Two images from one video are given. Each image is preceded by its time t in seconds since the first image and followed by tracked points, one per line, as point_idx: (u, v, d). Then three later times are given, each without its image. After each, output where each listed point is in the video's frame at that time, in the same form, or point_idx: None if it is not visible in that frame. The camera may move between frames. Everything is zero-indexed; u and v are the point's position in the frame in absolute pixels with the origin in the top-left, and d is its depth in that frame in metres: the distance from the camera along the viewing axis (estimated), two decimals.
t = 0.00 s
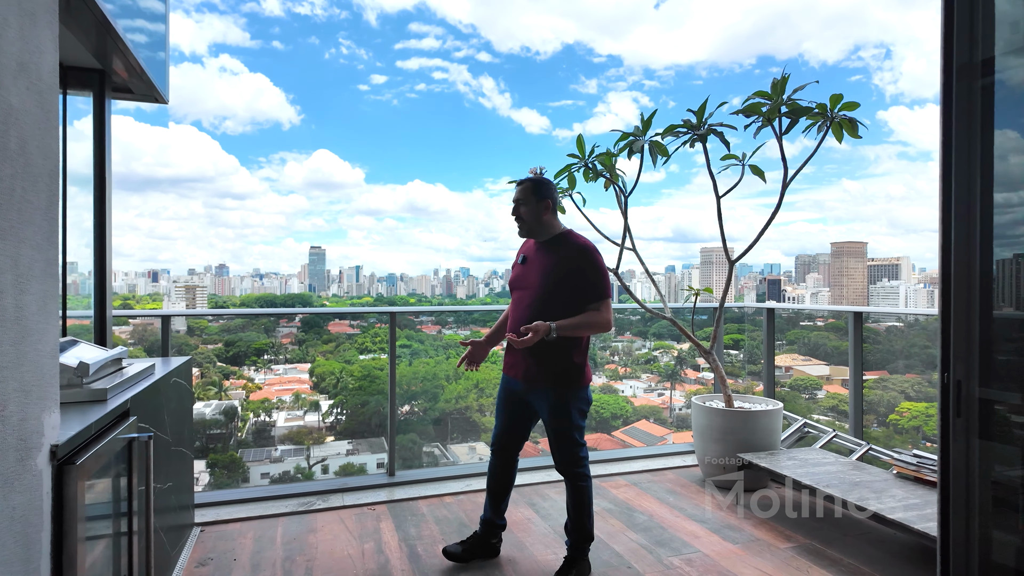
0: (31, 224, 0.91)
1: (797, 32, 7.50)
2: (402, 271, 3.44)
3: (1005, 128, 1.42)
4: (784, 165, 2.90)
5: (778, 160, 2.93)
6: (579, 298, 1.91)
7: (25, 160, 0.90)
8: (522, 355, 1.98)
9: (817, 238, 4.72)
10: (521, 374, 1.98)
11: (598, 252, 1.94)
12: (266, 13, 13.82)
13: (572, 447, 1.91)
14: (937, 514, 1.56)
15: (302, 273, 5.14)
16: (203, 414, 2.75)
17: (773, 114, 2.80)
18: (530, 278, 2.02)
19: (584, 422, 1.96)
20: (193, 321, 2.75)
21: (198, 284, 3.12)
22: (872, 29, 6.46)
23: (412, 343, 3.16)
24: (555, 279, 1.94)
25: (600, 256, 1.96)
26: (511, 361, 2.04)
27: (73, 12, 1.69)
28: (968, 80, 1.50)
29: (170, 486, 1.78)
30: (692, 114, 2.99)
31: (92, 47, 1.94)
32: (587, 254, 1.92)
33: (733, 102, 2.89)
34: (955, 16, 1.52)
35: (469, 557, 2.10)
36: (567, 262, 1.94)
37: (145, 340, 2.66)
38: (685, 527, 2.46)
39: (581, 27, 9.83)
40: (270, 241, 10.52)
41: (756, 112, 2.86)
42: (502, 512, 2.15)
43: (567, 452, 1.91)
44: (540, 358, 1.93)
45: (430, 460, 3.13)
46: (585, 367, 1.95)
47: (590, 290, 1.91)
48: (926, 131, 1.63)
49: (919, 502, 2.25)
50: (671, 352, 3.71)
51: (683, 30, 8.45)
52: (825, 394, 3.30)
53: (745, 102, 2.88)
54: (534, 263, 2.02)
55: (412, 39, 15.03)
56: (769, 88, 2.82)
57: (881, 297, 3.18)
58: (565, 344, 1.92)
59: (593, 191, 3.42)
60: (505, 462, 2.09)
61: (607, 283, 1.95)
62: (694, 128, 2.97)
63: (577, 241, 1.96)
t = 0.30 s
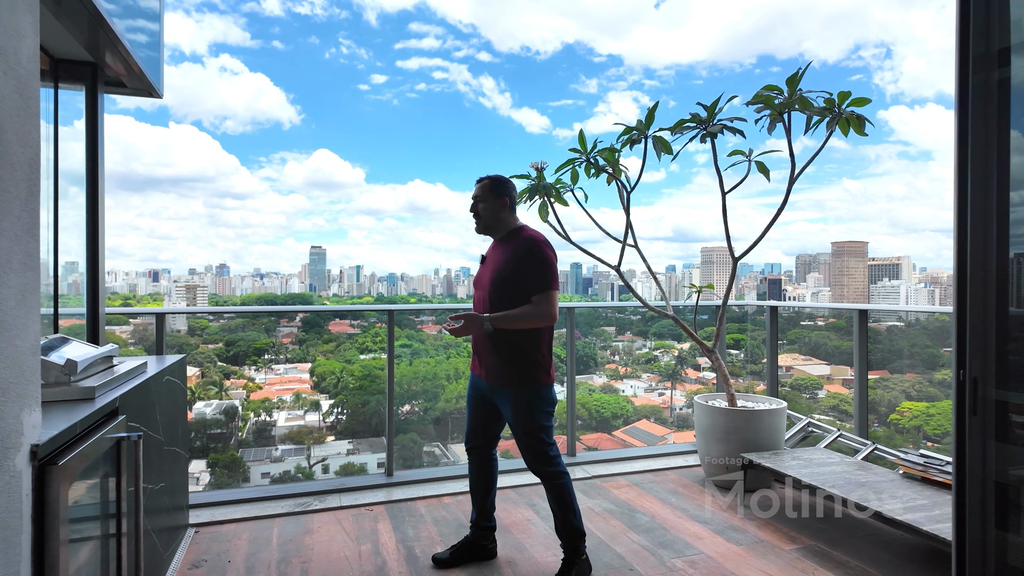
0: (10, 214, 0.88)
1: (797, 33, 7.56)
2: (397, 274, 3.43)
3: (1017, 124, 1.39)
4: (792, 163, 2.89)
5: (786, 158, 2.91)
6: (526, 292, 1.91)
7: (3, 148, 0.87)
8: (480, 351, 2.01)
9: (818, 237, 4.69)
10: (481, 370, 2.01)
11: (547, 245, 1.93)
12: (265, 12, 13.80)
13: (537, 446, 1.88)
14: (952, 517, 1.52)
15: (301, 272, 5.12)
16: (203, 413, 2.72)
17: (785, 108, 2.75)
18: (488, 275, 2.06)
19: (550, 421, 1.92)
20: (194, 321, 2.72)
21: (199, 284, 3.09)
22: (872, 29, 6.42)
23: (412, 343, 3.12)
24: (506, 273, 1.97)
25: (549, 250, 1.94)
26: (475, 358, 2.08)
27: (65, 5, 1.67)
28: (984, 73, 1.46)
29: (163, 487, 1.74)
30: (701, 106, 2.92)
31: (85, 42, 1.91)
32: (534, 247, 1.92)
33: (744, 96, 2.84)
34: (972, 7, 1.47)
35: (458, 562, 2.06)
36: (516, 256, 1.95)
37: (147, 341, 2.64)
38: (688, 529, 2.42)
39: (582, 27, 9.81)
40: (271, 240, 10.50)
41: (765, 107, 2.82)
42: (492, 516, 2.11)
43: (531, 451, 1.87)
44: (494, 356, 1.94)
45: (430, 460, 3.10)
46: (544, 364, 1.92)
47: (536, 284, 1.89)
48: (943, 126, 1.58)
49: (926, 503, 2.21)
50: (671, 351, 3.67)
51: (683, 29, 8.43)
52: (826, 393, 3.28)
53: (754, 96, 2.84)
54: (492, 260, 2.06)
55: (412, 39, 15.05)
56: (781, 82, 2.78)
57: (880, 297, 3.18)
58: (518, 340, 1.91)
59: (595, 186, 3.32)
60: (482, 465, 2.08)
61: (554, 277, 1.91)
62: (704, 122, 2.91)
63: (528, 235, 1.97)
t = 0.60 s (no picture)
0: None
1: (801, 33, 7.40)
2: (402, 274, 3.25)
3: None
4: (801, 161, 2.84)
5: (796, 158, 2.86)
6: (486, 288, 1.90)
7: None
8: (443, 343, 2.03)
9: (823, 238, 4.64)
10: (443, 361, 2.04)
11: (511, 244, 1.91)
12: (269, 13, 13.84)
13: (474, 441, 1.90)
14: None
15: (306, 273, 5.11)
16: (207, 413, 2.70)
17: (793, 105, 2.70)
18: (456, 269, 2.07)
19: (494, 419, 1.92)
20: (199, 320, 2.71)
21: (204, 283, 3.08)
22: (877, 29, 6.35)
23: (416, 343, 3.08)
24: (470, 269, 1.96)
25: (510, 250, 1.90)
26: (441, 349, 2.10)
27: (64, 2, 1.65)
28: (1006, 65, 1.18)
29: (162, 488, 1.72)
30: (713, 103, 2.90)
31: (85, 38, 1.89)
32: (498, 244, 1.90)
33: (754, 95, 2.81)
34: None
35: (461, 565, 2.03)
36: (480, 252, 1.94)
37: (153, 340, 2.65)
38: (695, 531, 2.38)
39: (585, 26, 9.78)
40: (275, 240, 10.51)
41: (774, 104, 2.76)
42: (492, 516, 2.09)
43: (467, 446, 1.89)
44: (451, 348, 1.97)
45: (434, 461, 3.07)
46: (497, 362, 1.91)
47: (492, 282, 1.87)
48: (951, 126, 1.48)
49: (939, 506, 2.17)
50: (676, 352, 3.62)
51: (687, 28, 8.40)
52: (831, 394, 3.25)
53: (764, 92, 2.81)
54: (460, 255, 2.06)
55: (416, 39, 15.10)
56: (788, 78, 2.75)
57: (886, 296, 3.12)
58: (473, 335, 1.92)
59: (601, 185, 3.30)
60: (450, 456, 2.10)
61: (514, 276, 1.88)
62: (714, 118, 2.88)
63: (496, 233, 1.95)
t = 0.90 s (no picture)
0: None
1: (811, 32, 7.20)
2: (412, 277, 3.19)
3: None
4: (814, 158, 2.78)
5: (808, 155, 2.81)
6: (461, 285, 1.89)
7: None
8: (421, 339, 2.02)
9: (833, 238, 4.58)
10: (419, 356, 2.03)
11: (489, 242, 1.90)
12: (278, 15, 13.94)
13: (437, 435, 1.87)
14: None
15: (314, 273, 5.13)
16: (217, 413, 2.69)
17: (802, 101, 2.65)
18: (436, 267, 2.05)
19: (460, 417, 1.88)
20: (209, 320, 2.70)
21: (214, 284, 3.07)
22: (888, 26, 6.28)
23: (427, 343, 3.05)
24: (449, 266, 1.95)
25: (488, 247, 1.89)
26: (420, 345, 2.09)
27: None
28: None
29: (169, 488, 1.70)
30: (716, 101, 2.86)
31: (92, 35, 1.89)
32: (475, 241, 1.89)
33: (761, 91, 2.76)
34: None
35: (470, 568, 2.01)
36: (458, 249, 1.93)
37: (163, 340, 2.64)
38: (708, 535, 2.34)
39: (592, 26, 9.74)
40: (284, 241, 10.57)
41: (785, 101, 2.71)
42: (499, 516, 2.06)
43: (427, 437, 1.87)
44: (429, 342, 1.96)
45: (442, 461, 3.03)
46: (471, 359, 1.88)
47: (469, 276, 1.85)
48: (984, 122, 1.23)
49: (959, 510, 2.11)
50: (684, 352, 3.57)
51: (696, 27, 8.35)
52: (841, 395, 3.20)
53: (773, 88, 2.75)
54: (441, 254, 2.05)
55: (424, 39, 15.12)
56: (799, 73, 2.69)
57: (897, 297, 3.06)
58: (446, 330, 1.90)
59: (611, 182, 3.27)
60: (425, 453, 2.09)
61: (490, 273, 1.87)
62: (719, 115, 2.84)
63: (475, 231, 1.94)
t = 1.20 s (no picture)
0: (8, 196, 0.83)
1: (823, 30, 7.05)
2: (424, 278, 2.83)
3: None
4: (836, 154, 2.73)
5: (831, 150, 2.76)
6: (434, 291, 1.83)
7: None
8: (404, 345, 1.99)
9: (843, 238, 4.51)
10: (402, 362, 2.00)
11: (458, 245, 1.81)
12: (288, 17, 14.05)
13: (422, 443, 1.84)
14: None
15: (324, 273, 5.16)
16: (228, 411, 2.68)
17: (828, 92, 2.60)
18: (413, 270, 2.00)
19: (444, 422, 1.85)
20: (220, 320, 2.70)
21: (225, 284, 3.13)
22: (899, 24, 6.22)
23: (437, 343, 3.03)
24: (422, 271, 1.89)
25: (458, 251, 1.81)
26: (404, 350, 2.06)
27: None
28: None
29: (181, 487, 1.69)
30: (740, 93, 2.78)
31: (105, 31, 1.88)
32: (444, 245, 1.81)
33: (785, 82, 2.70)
34: None
35: (486, 569, 1.97)
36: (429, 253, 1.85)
37: (175, 340, 2.64)
38: (726, 537, 2.29)
39: (601, 25, 9.63)
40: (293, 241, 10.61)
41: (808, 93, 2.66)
42: (508, 514, 2.03)
43: (411, 444, 1.84)
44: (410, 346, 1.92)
45: (451, 461, 2.99)
46: (450, 364, 1.84)
47: (440, 284, 1.78)
48: None
49: (988, 514, 2.05)
50: (694, 353, 3.53)
51: (705, 26, 8.33)
52: (853, 396, 3.17)
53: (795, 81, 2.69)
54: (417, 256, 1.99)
55: (433, 40, 15.42)
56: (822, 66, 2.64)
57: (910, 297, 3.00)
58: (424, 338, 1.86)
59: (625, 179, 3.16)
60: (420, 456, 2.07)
61: (461, 279, 1.79)
62: (743, 109, 2.73)
63: (446, 232, 1.86)
